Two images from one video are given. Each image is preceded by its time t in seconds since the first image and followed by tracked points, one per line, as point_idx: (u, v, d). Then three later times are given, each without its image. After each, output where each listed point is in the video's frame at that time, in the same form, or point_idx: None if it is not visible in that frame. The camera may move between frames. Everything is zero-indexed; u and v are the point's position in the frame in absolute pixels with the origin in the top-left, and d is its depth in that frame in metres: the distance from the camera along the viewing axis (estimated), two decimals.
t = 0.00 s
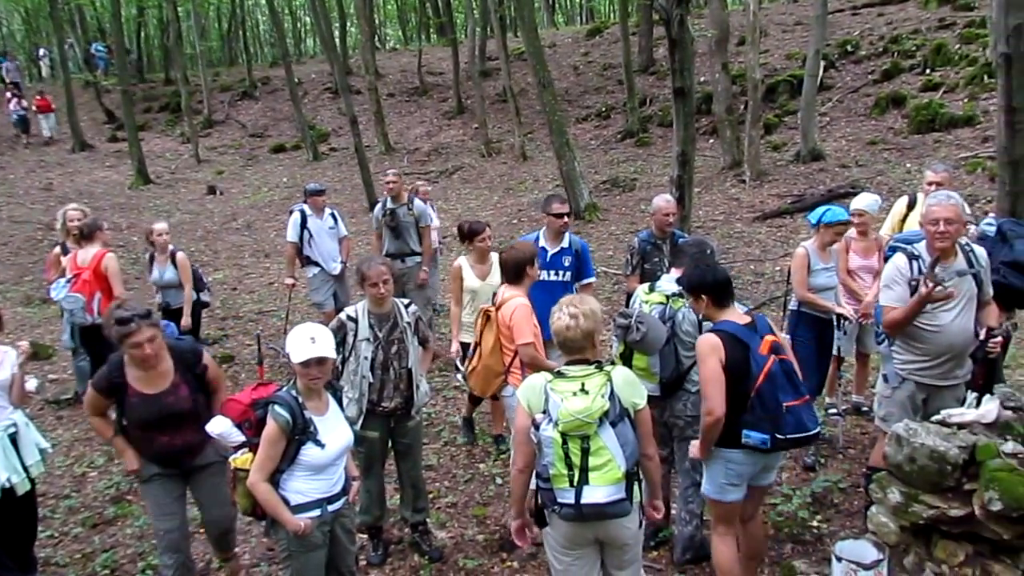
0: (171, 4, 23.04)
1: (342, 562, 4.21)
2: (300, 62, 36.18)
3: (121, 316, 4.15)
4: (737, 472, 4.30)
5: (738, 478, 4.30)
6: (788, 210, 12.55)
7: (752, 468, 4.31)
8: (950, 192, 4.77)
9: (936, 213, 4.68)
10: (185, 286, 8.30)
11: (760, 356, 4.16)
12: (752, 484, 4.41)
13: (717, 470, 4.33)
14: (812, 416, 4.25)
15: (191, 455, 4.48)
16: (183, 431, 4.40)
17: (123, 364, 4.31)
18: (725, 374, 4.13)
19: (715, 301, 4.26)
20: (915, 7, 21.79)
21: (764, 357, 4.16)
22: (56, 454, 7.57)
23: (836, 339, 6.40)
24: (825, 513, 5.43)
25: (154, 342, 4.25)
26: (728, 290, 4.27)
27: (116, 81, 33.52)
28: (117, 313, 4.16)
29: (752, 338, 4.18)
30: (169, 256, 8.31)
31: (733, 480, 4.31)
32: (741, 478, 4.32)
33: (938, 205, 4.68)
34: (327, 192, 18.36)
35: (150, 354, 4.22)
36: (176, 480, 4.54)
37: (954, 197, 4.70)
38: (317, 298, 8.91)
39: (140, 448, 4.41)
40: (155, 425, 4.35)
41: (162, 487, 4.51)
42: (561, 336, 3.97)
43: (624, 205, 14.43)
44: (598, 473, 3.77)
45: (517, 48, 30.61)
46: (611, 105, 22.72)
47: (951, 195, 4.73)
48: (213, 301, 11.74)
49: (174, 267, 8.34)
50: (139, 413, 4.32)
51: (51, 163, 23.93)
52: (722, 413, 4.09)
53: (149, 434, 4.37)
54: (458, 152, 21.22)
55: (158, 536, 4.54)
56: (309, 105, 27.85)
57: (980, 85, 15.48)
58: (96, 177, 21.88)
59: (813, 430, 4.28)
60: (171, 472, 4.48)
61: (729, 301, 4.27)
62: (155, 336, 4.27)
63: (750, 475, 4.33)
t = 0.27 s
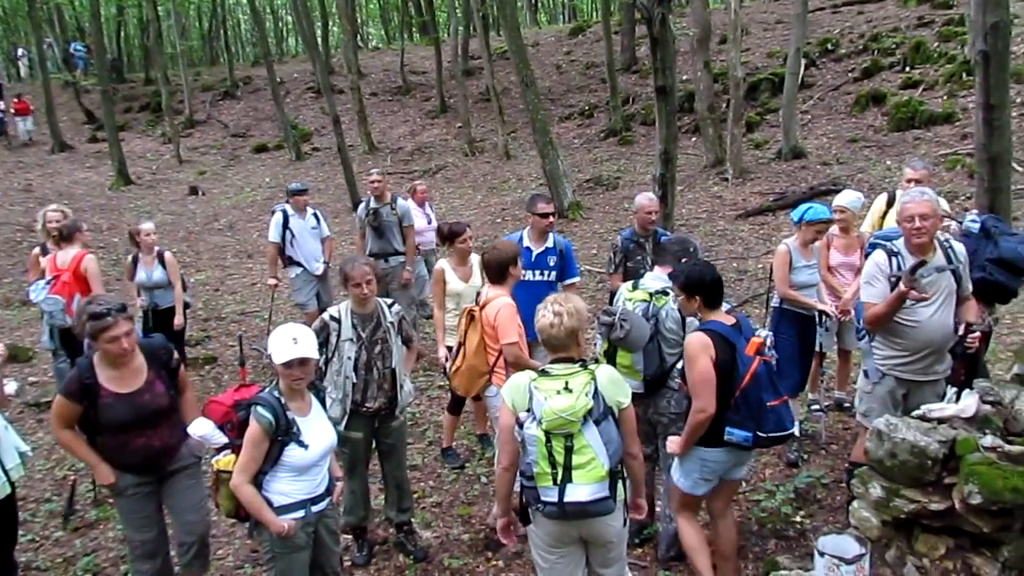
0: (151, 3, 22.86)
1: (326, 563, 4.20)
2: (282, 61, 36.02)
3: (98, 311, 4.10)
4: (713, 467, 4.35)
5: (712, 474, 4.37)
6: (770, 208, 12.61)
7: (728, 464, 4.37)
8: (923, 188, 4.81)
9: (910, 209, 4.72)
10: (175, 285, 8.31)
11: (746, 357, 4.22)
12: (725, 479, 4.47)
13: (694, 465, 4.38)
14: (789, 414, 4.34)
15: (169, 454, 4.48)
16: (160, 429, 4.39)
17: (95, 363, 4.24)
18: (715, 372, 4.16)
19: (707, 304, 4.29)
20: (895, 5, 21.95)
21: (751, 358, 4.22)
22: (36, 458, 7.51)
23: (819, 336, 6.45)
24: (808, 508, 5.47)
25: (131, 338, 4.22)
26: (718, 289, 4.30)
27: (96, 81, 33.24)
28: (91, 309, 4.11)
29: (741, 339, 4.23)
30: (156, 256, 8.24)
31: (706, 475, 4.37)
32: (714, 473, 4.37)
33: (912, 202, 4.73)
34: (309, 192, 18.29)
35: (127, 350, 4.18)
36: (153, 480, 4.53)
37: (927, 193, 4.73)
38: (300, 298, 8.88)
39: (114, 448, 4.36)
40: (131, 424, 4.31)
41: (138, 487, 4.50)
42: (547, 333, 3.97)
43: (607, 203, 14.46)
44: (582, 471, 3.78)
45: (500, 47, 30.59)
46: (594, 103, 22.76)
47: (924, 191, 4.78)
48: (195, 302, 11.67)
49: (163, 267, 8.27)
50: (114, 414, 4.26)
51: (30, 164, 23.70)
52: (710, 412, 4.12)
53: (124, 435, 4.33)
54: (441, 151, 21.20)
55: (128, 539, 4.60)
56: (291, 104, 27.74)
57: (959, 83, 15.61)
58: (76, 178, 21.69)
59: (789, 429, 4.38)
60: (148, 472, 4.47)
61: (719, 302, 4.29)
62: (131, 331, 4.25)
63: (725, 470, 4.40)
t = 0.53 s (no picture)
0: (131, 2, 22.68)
1: (308, 563, 4.18)
2: (264, 60, 35.85)
3: (77, 306, 4.11)
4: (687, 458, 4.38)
5: (688, 466, 4.40)
6: (753, 207, 12.68)
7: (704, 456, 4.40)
8: (899, 187, 4.85)
9: (886, 209, 4.76)
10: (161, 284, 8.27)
11: (719, 349, 4.26)
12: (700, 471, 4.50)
13: (671, 458, 4.40)
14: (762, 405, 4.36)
15: (147, 456, 4.44)
16: (138, 430, 4.36)
17: (71, 363, 4.21)
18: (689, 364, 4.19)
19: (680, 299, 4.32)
20: (875, 6, 22.11)
21: (724, 350, 4.26)
22: (15, 460, 7.44)
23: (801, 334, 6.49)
24: (790, 505, 5.50)
25: (109, 336, 4.20)
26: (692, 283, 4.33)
27: (76, 80, 32.96)
28: (69, 306, 4.11)
29: (713, 332, 4.27)
30: (142, 256, 8.20)
31: (683, 468, 4.41)
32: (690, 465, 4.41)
33: (888, 201, 4.76)
34: (292, 192, 18.22)
35: (105, 348, 4.16)
36: (130, 482, 4.48)
37: (903, 193, 4.78)
38: (282, 299, 8.84)
39: (89, 451, 4.31)
40: (108, 425, 4.28)
41: (114, 489, 4.46)
42: (530, 333, 3.96)
43: (591, 203, 14.49)
44: (565, 470, 3.79)
45: (483, 46, 30.58)
46: (577, 103, 22.79)
47: (899, 190, 4.82)
48: (177, 302, 11.60)
49: (148, 266, 8.22)
50: (91, 416, 4.22)
51: (9, 164, 23.46)
52: (685, 403, 4.15)
53: (101, 436, 4.29)
54: (425, 150, 21.17)
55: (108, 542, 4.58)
56: (274, 103, 27.62)
57: (938, 83, 15.74)
58: (56, 178, 21.50)
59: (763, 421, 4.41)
60: (125, 474, 4.42)
61: (694, 297, 4.32)
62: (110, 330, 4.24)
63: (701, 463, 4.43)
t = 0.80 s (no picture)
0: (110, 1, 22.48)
1: (290, 566, 4.16)
2: (245, 60, 35.69)
3: (60, 308, 4.05)
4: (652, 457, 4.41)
5: (653, 464, 4.43)
6: (734, 206, 12.74)
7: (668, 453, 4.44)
8: (874, 186, 4.93)
9: (862, 207, 4.83)
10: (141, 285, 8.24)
11: (676, 347, 4.31)
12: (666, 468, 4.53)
13: (636, 457, 4.42)
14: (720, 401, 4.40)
15: (127, 461, 4.40)
16: (119, 434, 4.32)
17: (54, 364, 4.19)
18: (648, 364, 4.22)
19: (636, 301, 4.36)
20: (855, 6, 22.28)
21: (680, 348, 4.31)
22: None
23: (781, 331, 6.54)
24: (772, 502, 5.53)
25: (92, 338, 4.16)
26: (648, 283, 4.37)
27: (55, 81, 32.68)
28: (53, 306, 4.06)
29: (670, 330, 4.31)
30: (122, 256, 8.14)
31: (648, 466, 4.44)
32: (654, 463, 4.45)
33: (864, 199, 4.83)
34: (274, 193, 18.14)
35: (87, 350, 4.12)
36: (110, 487, 4.45)
37: (878, 190, 4.83)
38: (264, 300, 8.81)
39: (68, 455, 4.28)
40: (88, 428, 4.24)
41: (94, 494, 4.43)
42: (512, 331, 3.96)
43: (574, 202, 14.52)
44: (547, 470, 3.79)
45: (465, 46, 30.55)
46: (560, 103, 22.82)
47: (874, 189, 4.89)
48: (157, 304, 11.53)
49: (129, 267, 8.18)
50: (71, 418, 4.19)
51: None
52: (647, 402, 4.16)
53: (81, 439, 4.26)
54: (407, 150, 21.14)
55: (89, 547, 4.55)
56: (255, 104, 27.50)
57: (917, 82, 15.88)
58: (34, 179, 21.31)
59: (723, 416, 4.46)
60: (104, 479, 4.38)
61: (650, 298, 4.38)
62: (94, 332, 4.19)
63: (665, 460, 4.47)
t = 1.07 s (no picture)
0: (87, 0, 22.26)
1: (270, 569, 4.14)
2: (224, 60, 35.48)
3: (50, 305, 4.03)
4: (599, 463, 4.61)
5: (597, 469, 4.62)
6: (715, 206, 12.81)
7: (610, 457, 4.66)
8: (851, 186, 4.98)
9: (838, 207, 4.89)
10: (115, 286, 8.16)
11: (618, 356, 4.50)
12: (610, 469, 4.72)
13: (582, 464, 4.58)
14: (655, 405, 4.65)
15: (110, 464, 4.36)
16: (104, 437, 4.28)
17: (39, 365, 4.15)
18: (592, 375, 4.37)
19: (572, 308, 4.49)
20: (833, 7, 22.46)
21: (621, 357, 4.50)
22: None
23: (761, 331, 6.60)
24: (753, 500, 5.56)
25: (80, 339, 4.13)
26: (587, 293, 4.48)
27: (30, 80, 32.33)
28: (42, 305, 4.04)
29: (610, 339, 4.47)
30: (96, 257, 8.06)
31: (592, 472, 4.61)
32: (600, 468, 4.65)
33: (840, 200, 4.89)
34: (254, 194, 18.03)
35: (74, 350, 4.09)
36: (90, 492, 4.40)
37: (855, 190, 4.89)
38: (244, 302, 8.75)
39: (50, 458, 4.22)
40: (72, 430, 4.19)
41: (75, 499, 4.40)
42: (493, 331, 3.97)
43: (555, 202, 14.54)
44: (527, 472, 3.81)
45: (446, 46, 30.52)
46: (541, 103, 22.85)
47: (850, 188, 4.94)
48: (136, 306, 11.43)
49: (102, 268, 8.11)
50: (56, 420, 4.14)
51: None
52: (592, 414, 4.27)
53: (64, 441, 4.21)
54: (388, 150, 21.10)
55: (69, 553, 4.50)
56: (235, 104, 27.34)
57: (894, 83, 16.03)
58: (10, 180, 21.05)
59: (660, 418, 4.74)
60: (86, 483, 4.33)
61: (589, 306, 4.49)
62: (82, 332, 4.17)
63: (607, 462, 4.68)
